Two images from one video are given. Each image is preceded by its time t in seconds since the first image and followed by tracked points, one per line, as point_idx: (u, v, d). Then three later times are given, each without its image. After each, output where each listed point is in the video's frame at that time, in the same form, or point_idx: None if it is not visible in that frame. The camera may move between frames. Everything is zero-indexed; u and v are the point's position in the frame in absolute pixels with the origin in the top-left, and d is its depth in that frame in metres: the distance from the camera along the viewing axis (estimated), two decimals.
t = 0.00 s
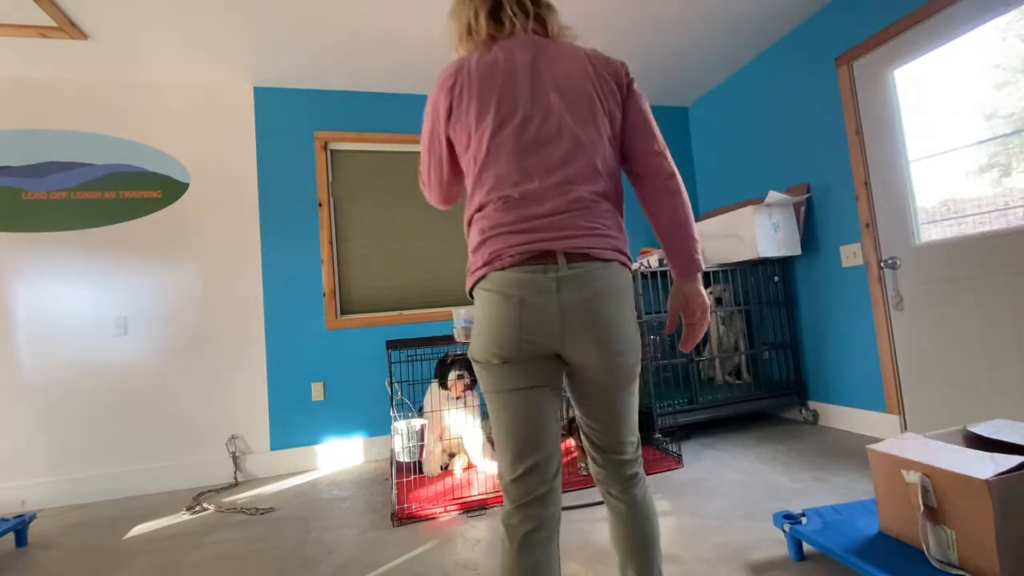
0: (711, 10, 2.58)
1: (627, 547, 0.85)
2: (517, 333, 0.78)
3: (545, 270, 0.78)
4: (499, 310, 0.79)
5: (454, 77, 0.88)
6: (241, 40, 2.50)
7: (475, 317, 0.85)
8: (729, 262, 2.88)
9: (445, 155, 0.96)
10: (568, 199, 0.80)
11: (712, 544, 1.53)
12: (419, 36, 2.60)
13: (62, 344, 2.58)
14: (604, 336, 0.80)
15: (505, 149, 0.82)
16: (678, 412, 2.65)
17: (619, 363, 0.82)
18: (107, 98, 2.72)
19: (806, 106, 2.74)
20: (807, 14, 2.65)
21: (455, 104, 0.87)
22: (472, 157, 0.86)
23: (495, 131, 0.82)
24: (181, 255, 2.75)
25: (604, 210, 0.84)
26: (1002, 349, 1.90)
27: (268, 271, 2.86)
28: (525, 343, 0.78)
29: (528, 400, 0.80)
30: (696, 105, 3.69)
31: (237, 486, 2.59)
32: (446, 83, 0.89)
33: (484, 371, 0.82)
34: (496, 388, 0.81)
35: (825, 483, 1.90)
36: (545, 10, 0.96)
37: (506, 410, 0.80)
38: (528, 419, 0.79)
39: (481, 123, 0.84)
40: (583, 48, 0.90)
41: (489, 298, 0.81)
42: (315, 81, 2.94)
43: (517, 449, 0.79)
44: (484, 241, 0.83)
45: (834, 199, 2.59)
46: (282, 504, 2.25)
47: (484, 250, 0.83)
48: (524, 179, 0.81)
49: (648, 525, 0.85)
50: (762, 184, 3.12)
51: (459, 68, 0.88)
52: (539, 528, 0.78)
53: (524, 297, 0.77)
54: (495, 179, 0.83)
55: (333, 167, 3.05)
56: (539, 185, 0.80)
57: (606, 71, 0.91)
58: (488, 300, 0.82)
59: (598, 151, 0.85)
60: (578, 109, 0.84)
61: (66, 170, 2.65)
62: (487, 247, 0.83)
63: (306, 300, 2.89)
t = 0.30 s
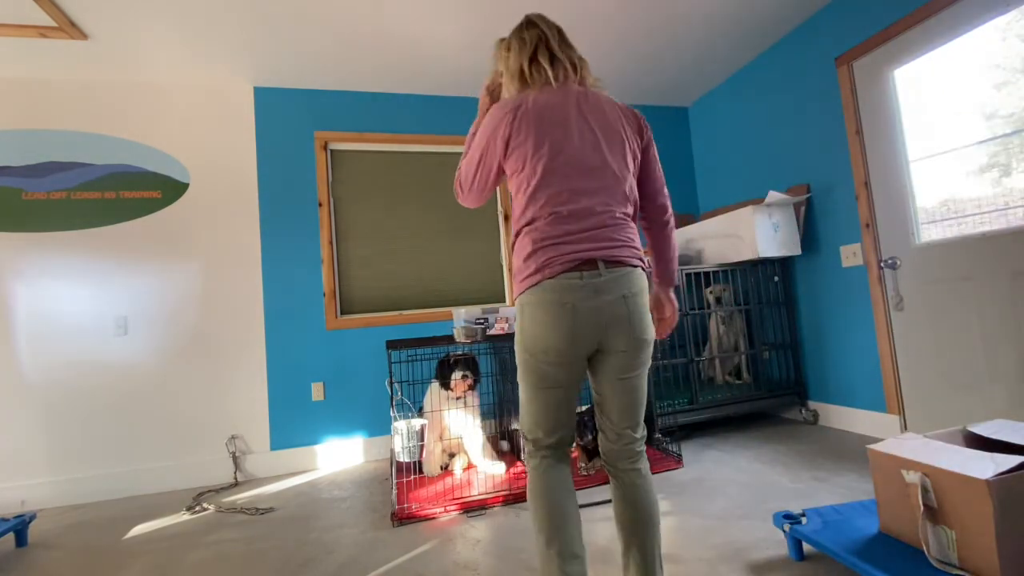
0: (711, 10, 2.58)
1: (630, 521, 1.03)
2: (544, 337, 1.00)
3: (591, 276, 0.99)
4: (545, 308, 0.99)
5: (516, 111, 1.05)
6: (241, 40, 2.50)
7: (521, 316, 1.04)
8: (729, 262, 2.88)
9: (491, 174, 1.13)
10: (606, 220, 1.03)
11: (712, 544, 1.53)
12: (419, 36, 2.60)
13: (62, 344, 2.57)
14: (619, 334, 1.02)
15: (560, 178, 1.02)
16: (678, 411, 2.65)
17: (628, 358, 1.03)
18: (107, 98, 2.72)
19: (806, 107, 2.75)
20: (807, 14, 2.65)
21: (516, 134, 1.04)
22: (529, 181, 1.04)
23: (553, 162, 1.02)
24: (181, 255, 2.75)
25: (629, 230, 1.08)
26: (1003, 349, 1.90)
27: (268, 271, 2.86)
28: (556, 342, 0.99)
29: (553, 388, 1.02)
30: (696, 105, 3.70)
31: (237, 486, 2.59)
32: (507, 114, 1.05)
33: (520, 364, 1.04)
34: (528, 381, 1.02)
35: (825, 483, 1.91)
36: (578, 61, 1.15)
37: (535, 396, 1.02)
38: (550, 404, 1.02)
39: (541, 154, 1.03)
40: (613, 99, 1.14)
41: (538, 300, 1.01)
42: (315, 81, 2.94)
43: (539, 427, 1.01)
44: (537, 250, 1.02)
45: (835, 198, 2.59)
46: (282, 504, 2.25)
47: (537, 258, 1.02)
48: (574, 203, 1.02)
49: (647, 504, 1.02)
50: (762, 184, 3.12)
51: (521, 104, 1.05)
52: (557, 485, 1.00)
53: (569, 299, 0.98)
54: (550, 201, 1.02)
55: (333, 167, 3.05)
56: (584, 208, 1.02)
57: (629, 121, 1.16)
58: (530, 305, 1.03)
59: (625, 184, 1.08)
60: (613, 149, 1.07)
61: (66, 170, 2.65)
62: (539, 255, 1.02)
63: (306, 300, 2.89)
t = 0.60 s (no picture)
0: (711, 10, 2.58)
1: (624, 518, 1.09)
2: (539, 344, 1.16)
3: (596, 284, 1.13)
4: (551, 311, 1.13)
5: (535, 141, 1.16)
6: (242, 40, 2.50)
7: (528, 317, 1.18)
8: (729, 262, 2.88)
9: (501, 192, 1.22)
10: (605, 239, 1.18)
11: (712, 544, 1.53)
12: (418, 37, 2.60)
13: (62, 344, 2.57)
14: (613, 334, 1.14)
15: (570, 202, 1.16)
16: (678, 412, 2.65)
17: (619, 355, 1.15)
18: (107, 98, 2.72)
19: (805, 107, 2.75)
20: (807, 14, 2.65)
21: (533, 159, 1.15)
22: (541, 202, 1.17)
23: (567, 188, 1.15)
24: (181, 255, 2.75)
25: (621, 248, 1.24)
26: (1003, 349, 1.90)
27: (268, 271, 2.86)
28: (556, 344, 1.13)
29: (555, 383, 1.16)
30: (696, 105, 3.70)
31: (237, 486, 2.59)
32: (526, 141, 1.16)
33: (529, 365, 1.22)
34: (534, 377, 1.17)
35: (825, 483, 1.91)
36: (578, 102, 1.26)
37: (540, 393, 1.20)
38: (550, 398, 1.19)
39: (556, 180, 1.15)
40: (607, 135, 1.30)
41: (545, 304, 1.14)
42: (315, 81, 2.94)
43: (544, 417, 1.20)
44: (547, 262, 1.15)
45: (835, 198, 2.59)
46: (282, 504, 2.25)
47: (545, 270, 1.15)
48: (581, 225, 1.17)
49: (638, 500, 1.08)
50: (762, 183, 3.12)
51: (539, 133, 1.16)
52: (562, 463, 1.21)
53: (575, 303, 1.11)
54: (560, 221, 1.16)
55: (333, 167, 3.05)
56: (589, 228, 1.17)
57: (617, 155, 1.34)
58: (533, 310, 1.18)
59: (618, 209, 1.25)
60: (611, 178, 1.24)
61: (66, 170, 2.65)
62: (547, 267, 1.15)
63: (305, 300, 2.89)
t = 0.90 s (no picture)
0: (712, 11, 2.58)
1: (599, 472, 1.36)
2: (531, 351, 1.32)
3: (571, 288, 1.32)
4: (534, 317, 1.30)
5: (514, 169, 1.36)
6: (242, 40, 2.50)
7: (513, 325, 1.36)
8: (729, 262, 2.88)
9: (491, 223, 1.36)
10: (576, 250, 1.38)
11: (712, 544, 1.53)
12: (419, 37, 2.60)
13: (62, 345, 2.57)
14: (587, 337, 1.35)
15: (545, 220, 1.36)
16: (678, 412, 2.65)
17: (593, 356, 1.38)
18: (107, 98, 2.72)
19: (805, 107, 2.75)
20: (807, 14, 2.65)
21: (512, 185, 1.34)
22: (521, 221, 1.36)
23: (542, 208, 1.35)
24: (181, 255, 2.75)
25: (592, 257, 1.44)
26: (1004, 348, 1.90)
27: (268, 272, 2.86)
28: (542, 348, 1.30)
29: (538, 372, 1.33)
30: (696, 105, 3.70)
31: (237, 486, 2.59)
32: (505, 169, 1.36)
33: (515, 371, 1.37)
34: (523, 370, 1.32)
35: (825, 483, 1.90)
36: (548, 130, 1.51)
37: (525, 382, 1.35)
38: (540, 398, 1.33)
39: (532, 201, 1.35)
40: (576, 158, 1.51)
41: (527, 311, 1.32)
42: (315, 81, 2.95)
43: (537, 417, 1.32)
44: (528, 271, 1.34)
45: (835, 199, 2.59)
46: (281, 504, 2.25)
47: (526, 277, 1.34)
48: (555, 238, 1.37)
49: (614, 474, 1.36)
50: (762, 184, 3.12)
51: (516, 162, 1.37)
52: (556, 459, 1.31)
53: (554, 308, 1.30)
54: (538, 236, 1.36)
55: (333, 167, 3.05)
56: (563, 241, 1.37)
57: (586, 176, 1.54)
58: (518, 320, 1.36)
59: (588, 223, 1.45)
60: (581, 197, 1.44)
61: (67, 170, 2.65)
62: (528, 276, 1.34)
63: (306, 300, 2.89)
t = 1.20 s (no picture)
0: (712, 11, 2.58)
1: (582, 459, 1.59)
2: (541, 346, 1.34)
3: (583, 284, 1.37)
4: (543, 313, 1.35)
5: (524, 176, 1.41)
6: (242, 41, 2.50)
7: (517, 323, 1.39)
8: (729, 262, 2.88)
9: (507, 225, 1.37)
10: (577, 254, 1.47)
11: (712, 544, 1.53)
12: (418, 37, 2.60)
13: (62, 345, 2.57)
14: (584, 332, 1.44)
15: (553, 225, 1.43)
16: (678, 412, 2.65)
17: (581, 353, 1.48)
18: (107, 98, 2.72)
19: (805, 107, 2.76)
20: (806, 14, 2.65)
21: (522, 191, 1.39)
22: (532, 226, 1.40)
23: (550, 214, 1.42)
24: (182, 255, 2.75)
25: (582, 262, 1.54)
26: (1004, 348, 1.90)
27: (268, 272, 2.86)
28: (549, 343, 1.33)
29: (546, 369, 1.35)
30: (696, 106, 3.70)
31: (237, 486, 2.59)
32: (515, 177, 1.40)
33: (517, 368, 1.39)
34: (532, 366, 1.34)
35: (825, 483, 1.91)
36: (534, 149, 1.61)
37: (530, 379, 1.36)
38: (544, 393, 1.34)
39: (541, 207, 1.42)
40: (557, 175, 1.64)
41: (539, 308, 1.35)
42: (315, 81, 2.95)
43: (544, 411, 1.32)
44: (543, 272, 1.37)
45: (835, 199, 2.59)
46: (281, 504, 2.25)
47: (541, 278, 1.37)
48: (558, 241, 1.44)
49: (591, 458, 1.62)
50: (762, 184, 3.13)
51: (523, 171, 1.43)
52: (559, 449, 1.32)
53: (564, 304, 1.36)
54: (547, 239, 1.41)
55: (333, 167, 3.05)
56: (567, 245, 1.45)
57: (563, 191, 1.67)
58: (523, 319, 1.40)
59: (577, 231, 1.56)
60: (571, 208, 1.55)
61: (66, 171, 2.65)
62: (542, 276, 1.37)
63: (306, 300, 2.89)
